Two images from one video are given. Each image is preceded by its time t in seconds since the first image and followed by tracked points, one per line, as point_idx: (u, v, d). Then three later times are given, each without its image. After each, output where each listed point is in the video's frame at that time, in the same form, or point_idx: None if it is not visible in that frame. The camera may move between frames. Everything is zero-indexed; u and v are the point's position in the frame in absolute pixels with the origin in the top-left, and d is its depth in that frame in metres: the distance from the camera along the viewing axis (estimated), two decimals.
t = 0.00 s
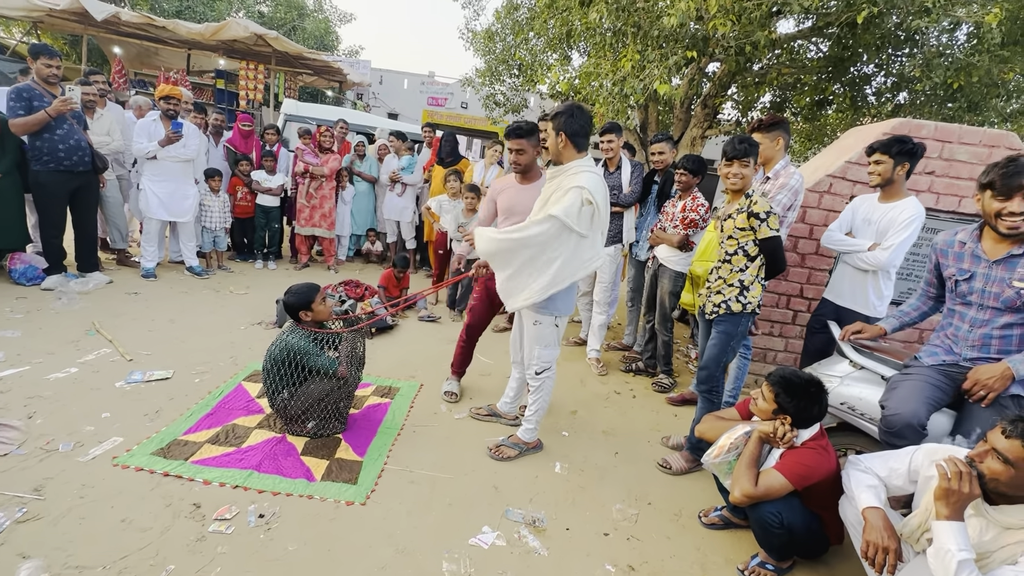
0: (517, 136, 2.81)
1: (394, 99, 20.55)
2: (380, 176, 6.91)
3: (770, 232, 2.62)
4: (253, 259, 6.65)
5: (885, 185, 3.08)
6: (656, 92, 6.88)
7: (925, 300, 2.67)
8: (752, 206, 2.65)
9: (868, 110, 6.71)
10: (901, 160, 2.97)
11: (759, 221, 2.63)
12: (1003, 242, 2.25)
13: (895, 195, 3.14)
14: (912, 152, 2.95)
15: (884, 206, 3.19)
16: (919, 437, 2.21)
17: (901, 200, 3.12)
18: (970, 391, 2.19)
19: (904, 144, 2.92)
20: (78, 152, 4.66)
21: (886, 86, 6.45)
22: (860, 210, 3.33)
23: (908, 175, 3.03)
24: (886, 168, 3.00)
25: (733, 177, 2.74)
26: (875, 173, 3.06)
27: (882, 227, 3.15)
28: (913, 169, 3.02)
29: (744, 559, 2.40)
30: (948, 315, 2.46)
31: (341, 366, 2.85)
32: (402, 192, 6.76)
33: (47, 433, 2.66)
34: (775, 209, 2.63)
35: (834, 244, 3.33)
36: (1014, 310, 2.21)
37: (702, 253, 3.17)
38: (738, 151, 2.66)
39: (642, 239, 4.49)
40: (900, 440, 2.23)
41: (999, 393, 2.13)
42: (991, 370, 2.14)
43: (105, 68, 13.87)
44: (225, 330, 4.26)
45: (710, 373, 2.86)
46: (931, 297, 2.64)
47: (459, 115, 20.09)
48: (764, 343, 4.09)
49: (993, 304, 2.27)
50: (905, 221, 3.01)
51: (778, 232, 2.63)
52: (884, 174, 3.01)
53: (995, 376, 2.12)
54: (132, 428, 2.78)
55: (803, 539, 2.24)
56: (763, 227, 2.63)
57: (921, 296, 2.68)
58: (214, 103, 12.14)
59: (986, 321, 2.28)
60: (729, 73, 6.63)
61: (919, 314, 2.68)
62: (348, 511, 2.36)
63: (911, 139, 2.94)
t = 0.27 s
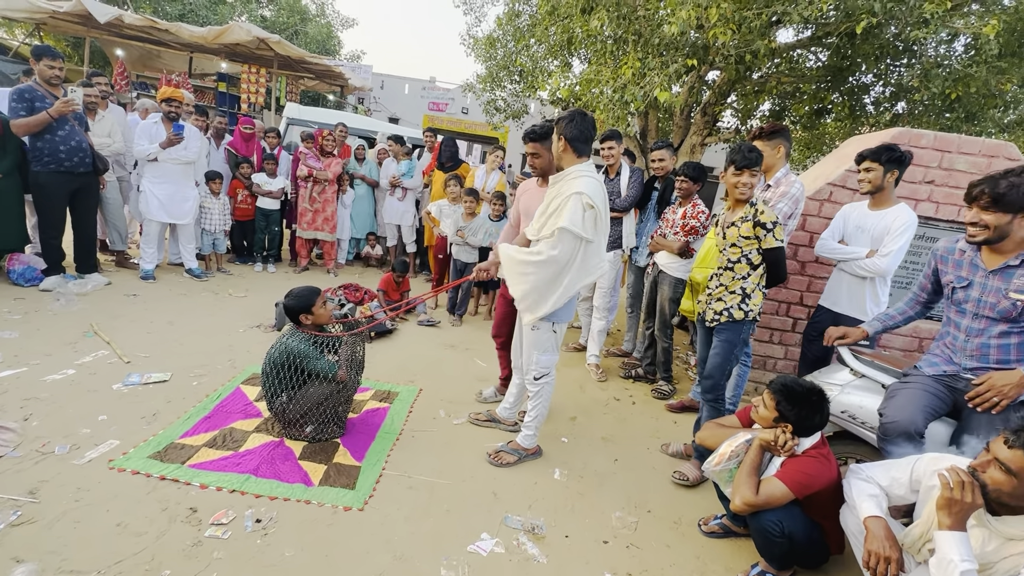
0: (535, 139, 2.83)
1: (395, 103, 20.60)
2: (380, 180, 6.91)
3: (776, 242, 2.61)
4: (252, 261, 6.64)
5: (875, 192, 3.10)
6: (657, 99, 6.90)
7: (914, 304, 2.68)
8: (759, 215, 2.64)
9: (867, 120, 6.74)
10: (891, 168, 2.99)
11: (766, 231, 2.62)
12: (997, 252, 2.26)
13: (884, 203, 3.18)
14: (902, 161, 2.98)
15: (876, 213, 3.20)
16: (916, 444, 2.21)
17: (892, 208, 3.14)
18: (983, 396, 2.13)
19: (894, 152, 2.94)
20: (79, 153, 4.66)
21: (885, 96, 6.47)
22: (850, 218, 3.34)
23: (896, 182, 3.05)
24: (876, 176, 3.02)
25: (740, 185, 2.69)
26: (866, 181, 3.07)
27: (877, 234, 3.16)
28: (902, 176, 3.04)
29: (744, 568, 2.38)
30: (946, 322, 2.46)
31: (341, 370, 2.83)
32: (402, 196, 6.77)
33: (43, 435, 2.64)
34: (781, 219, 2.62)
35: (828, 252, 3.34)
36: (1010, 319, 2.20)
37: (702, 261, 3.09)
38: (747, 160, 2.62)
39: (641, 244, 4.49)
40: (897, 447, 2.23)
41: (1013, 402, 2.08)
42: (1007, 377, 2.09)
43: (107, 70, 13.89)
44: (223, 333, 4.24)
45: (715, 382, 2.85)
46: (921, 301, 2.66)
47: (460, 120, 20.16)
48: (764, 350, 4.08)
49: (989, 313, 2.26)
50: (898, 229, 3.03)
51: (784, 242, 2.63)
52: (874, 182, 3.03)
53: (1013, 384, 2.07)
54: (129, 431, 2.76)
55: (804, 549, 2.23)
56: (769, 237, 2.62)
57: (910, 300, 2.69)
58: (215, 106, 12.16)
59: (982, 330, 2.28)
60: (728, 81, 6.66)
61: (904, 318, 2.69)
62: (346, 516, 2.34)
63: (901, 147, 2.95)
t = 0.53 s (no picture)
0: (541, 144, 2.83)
1: (397, 108, 20.67)
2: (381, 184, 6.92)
3: (780, 250, 2.61)
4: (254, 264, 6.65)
5: (873, 200, 3.10)
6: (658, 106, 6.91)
7: (904, 309, 2.66)
8: (764, 223, 2.64)
9: (867, 128, 6.75)
10: (889, 176, 3.00)
11: (770, 239, 2.62)
12: (993, 259, 2.25)
13: (882, 211, 3.19)
14: (898, 168, 2.98)
15: (874, 220, 3.22)
16: (917, 453, 2.18)
17: (890, 216, 3.15)
18: None
19: (892, 160, 2.95)
20: (82, 156, 4.66)
21: (885, 104, 6.49)
22: (848, 225, 3.34)
23: (894, 190, 3.05)
24: (875, 184, 3.02)
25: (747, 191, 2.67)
26: (864, 189, 3.07)
27: (877, 241, 3.16)
28: (900, 184, 3.04)
29: None
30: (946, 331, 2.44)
31: (343, 375, 2.82)
32: (404, 200, 6.78)
33: (42, 438, 2.63)
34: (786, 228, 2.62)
35: (828, 260, 3.33)
36: (1011, 326, 2.18)
37: (703, 266, 3.15)
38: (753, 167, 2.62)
39: (642, 250, 4.50)
40: (898, 456, 2.21)
41: None
42: None
43: (111, 73, 13.95)
44: (224, 336, 4.23)
45: (718, 391, 2.84)
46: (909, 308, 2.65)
47: (461, 125, 20.23)
48: (765, 357, 4.07)
49: (989, 320, 2.24)
50: (899, 236, 3.04)
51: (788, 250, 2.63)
52: (873, 190, 3.03)
53: None
54: (129, 434, 2.74)
55: (807, 559, 2.21)
56: (773, 245, 2.62)
57: (899, 304, 2.68)
58: (218, 109, 12.20)
59: (982, 337, 2.25)
60: (730, 89, 6.67)
61: (892, 321, 2.69)
62: (346, 522, 2.33)
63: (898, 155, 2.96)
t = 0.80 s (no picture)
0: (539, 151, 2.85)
1: (399, 114, 20.74)
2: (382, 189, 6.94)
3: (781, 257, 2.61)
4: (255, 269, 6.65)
5: (875, 208, 3.11)
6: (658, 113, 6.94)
7: (897, 313, 2.70)
8: (764, 230, 2.64)
9: (866, 135, 6.77)
10: (890, 184, 3.00)
11: (771, 246, 2.63)
12: (988, 266, 2.25)
13: (883, 219, 3.20)
14: (900, 176, 2.99)
15: (875, 228, 3.23)
16: (915, 460, 2.19)
17: (891, 224, 3.17)
18: None
19: (893, 168, 2.96)
20: (85, 160, 4.68)
21: (885, 112, 6.51)
22: (849, 233, 3.35)
23: (896, 198, 3.06)
24: (876, 192, 3.02)
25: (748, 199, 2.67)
26: (866, 197, 3.07)
27: (879, 249, 3.17)
28: (901, 192, 3.05)
29: None
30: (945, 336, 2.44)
31: (343, 380, 2.81)
32: (406, 206, 6.81)
33: (42, 442, 2.62)
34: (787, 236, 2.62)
35: (829, 267, 3.34)
36: (1010, 332, 2.16)
37: (704, 273, 3.15)
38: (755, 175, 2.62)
39: (642, 256, 4.50)
40: (895, 463, 2.21)
41: None
42: None
43: (114, 77, 14.01)
44: (224, 341, 4.23)
45: (719, 399, 2.85)
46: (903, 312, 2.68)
47: (462, 131, 20.30)
48: (766, 364, 4.07)
49: (988, 326, 2.23)
50: (903, 244, 3.05)
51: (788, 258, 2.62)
52: (874, 198, 3.04)
53: None
54: (129, 438, 2.74)
55: (809, 568, 2.20)
56: (774, 252, 2.62)
57: (893, 308, 2.71)
58: (221, 114, 12.26)
59: (981, 343, 2.24)
60: (730, 96, 6.70)
61: (887, 327, 2.72)
62: (346, 528, 2.32)
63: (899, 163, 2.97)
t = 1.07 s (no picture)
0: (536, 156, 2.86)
1: (400, 118, 20.80)
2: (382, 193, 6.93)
3: (783, 263, 2.61)
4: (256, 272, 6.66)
5: (879, 213, 3.11)
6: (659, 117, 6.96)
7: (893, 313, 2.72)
8: (767, 235, 2.64)
9: (867, 139, 6.78)
10: (894, 189, 3.01)
11: (773, 251, 2.62)
12: (985, 270, 2.25)
13: (887, 223, 3.21)
14: (904, 182, 3.00)
15: (879, 233, 3.23)
16: (921, 466, 2.18)
17: (895, 229, 3.17)
18: None
19: (898, 173, 2.97)
20: (87, 163, 4.70)
21: (885, 116, 6.52)
22: (854, 238, 3.35)
23: (900, 203, 3.07)
24: (881, 197, 3.03)
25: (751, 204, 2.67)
26: (870, 202, 3.08)
27: (881, 253, 3.17)
28: (906, 198, 3.06)
29: None
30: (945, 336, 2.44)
31: (344, 383, 2.82)
32: (408, 209, 6.84)
33: (43, 444, 2.62)
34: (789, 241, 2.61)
35: (831, 271, 3.35)
36: (1014, 335, 2.16)
37: (704, 276, 3.17)
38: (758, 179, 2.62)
39: (641, 260, 4.51)
40: (901, 469, 2.20)
41: None
42: None
43: (117, 82, 14.09)
44: (225, 344, 4.23)
45: (721, 404, 2.85)
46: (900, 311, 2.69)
47: (463, 135, 20.35)
48: (766, 368, 4.06)
49: (992, 329, 2.22)
50: (904, 248, 3.04)
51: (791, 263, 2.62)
52: (879, 203, 3.04)
53: None
54: (129, 441, 2.74)
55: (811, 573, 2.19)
56: (776, 257, 2.62)
57: (889, 309, 2.73)
58: (223, 117, 12.30)
59: (984, 345, 2.24)
60: (730, 100, 6.71)
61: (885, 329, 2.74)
62: (346, 532, 2.32)
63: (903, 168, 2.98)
